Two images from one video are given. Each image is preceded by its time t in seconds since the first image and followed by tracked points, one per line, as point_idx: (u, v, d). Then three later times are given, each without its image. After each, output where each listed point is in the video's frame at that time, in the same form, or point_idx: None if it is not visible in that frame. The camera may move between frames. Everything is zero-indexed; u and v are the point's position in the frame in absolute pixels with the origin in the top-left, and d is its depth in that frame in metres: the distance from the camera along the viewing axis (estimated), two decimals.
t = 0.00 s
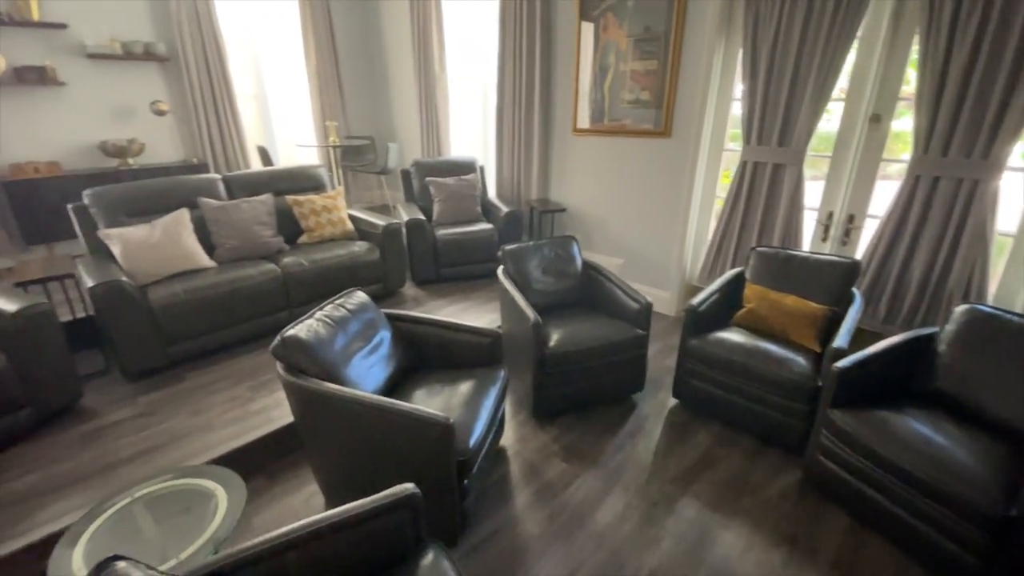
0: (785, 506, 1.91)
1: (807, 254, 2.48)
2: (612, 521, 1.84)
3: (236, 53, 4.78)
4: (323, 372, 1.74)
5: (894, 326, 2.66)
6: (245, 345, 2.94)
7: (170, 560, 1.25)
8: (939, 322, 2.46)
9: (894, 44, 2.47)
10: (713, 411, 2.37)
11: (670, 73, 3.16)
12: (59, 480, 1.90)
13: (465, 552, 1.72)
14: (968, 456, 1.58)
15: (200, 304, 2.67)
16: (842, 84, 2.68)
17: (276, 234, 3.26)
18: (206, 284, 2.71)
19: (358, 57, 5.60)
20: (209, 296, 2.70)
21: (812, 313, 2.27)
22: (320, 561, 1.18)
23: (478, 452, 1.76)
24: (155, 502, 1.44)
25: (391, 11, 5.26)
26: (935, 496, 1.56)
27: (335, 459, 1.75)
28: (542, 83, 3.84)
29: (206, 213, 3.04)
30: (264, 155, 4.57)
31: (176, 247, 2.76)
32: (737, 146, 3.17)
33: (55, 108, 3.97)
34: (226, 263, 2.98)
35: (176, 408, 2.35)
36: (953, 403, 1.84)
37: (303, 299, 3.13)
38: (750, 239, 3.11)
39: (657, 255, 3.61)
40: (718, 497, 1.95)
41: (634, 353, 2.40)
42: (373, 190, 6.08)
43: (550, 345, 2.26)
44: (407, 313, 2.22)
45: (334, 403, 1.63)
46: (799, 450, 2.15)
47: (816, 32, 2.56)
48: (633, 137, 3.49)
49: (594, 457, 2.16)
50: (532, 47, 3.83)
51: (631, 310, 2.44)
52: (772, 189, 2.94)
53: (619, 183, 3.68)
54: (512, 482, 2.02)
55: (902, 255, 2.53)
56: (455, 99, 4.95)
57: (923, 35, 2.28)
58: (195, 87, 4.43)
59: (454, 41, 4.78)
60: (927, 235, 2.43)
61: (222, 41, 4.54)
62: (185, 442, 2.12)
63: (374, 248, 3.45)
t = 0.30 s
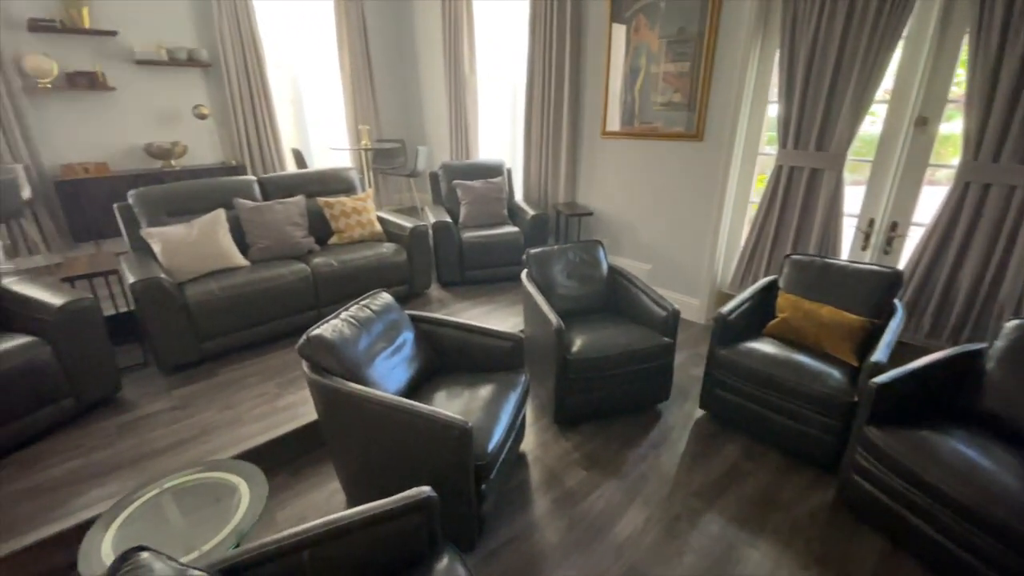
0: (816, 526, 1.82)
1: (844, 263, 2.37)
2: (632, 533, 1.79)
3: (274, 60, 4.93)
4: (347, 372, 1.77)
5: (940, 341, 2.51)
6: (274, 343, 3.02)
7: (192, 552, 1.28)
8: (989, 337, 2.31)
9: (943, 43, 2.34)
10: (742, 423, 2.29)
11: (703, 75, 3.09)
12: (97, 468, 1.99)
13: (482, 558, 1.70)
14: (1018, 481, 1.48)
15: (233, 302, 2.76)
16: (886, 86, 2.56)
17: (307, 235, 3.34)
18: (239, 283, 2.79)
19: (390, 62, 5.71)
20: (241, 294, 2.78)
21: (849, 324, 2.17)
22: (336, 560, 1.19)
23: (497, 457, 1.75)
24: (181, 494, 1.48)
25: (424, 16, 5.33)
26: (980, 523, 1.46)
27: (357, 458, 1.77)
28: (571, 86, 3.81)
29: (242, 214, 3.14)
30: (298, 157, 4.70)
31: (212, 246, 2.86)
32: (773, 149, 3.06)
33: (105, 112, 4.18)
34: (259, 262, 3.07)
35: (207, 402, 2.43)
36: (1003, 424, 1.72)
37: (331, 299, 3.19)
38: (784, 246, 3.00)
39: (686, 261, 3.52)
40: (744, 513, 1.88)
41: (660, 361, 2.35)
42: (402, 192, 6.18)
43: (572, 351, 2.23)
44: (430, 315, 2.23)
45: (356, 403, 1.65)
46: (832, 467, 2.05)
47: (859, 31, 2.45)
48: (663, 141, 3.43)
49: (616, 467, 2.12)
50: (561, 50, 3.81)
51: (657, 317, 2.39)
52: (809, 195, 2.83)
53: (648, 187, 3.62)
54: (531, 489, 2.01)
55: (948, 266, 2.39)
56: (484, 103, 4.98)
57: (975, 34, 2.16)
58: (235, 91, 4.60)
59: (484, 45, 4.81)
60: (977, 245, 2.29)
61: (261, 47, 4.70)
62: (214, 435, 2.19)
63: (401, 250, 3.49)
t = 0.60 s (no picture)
0: (853, 547, 1.74)
1: (889, 270, 2.27)
2: (657, 544, 1.76)
3: (313, 64, 5.08)
4: (374, 371, 1.79)
5: (992, 355, 2.37)
6: (307, 340, 3.10)
7: (223, 541, 1.32)
8: None
9: (1002, 39, 2.21)
10: (775, 435, 2.22)
11: (740, 75, 3.01)
12: (139, 456, 2.09)
13: (503, 562, 1.70)
14: None
15: (268, 300, 2.84)
16: (936, 85, 2.43)
17: (340, 236, 3.42)
18: (275, 281, 2.88)
19: (424, 65, 5.80)
20: (277, 292, 2.87)
21: (893, 336, 2.07)
22: (359, 557, 1.20)
23: (520, 460, 1.74)
24: (215, 484, 1.54)
25: (458, 20, 5.39)
26: None
27: (383, 456, 1.80)
28: (603, 88, 3.78)
29: (279, 214, 3.24)
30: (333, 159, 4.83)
31: (250, 245, 2.96)
32: (814, 151, 2.95)
33: (155, 115, 4.39)
34: (294, 261, 3.16)
35: (243, 396, 2.51)
36: None
37: (361, 298, 3.25)
38: (824, 252, 2.89)
39: (719, 267, 3.44)
40: (776, 530, 1.81)
41: (689, 369, 2.29)
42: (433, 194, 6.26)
43: (599, 356, 2.20)
44: (457, 317, 2.24)
45: (382, 402, 1.67)
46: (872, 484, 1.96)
47: (908, 28, 2.34)
48: (697, 143, 3.36)
49: (641, 475, 2.08)
50: (594, 51, 3.78)
51: (688, 324, 2.33)
52: (851, 199, 2.72)
53: (681, 190, 3.55)
54: (555, 494, 1.99)
55: (1004, 276, 2.25)
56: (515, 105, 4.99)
57: None
58: (275, 95, 4.76)
59: (516, 48, 4.82)
60: None
61: (300, 52, 4.85)
62: (247, 428, 2.26)
63: (430, 251, 3.53)
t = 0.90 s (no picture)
0: (892, 566, 1.67)
1: (934, 278, 2.16)
2: (683, 554, 1.72)
3: (347, 68, 5.19)
4: (401, 369, 1.82)
5: None
6: (337, 338, 3.16)
7: (254, 531, 1.36)
8: None
9: None
10: (809, 447, 2.14)
11: (778, 74, 2.93)
12: (177, 446, 2.17)
13: (525, 564, 1.69)
14: None
15: (301, 298, 2.92)
16: (988, 83, 2.31)
17: (371, 236, 3.48)
18: (307, 279, 2.95)
19: (454, 68, 5.87)
20: (309, 290, 2.94)
21: (938, 346, 1.97)
22: (384, 553, 1.22)
23: (544, 463, 1.73)
24: (247, 476, 1.59)
25: (489, 23, 5.43)
26: None
27: (408, 455, 1.82)
28: (634, 89, 3.74)
29: (313, 214, 3.32)
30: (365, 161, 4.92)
31: (285, 244, 3.04)
32: (855, 153, 2.85)
33: (198, 118, 4.57)
34: (326, 261, 3.23)
35: (275, 391, 2.59)
36: None
37: (390, 297, 3.30)
38: (864, 258, 2.78)
39: (754, 272, 3.35)
40: (808, 545, 1.75)
41: (719, 376, 2.24)
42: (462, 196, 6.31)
43: (626, 361, 2.18)
44: (483, 318, 2.25)
45: (409, 400, 1.69)
46: (913, 502, 1.87)
47: (959, 23, 2.23)
48: (731, 144, 3.28)
49: (668, 483, 2.04)
50: (625, 52, 3.75)
51: (719, 330, 2.28)
52: (894, 203, 2.61)
53: (713, 193, 3.47)
54: (579, 498, 1.97)
55: None
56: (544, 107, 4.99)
57: None
58: (311, 99, 4.89)
59: (547, 50, 4.82)
60: None
61: (336, 56, 4.97)
62: (278, 422, 2.32)
63: (457, 252, 3.56)
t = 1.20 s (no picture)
0: None
1: (982, 285, 2.06)
2: (709, 565, 1.68)
3: (379, 70, 5.28)
4: (427, 368, 1.83)
5: None
6: (364, 336, 3.22)
7: (283, 523, 1.39)
8: None
9: None
10: (844, 459, 2.06)
11: (816, 73, 2.84)
12: (212, 438, 2.24)
13: (548, 568, 1.68)
14: None
15: (331, 296, 2.98)
16: None
17: (399, 236, 3.53)
18: (337, 278, 3.01)
19: (483, 70, 5.90)
20: (338, 289, 3.00)
21: (985, 358, 1.88)
22: (407, 551, 1.23)
23: (568, 467, 1.72)
24: (277, 469, 1.63)
25: (519, 25, 5.44)
26: None
27: (432, 453, 1.83)
28: (665, 89, 3.68)
29: (343, 215, 3.39)
30: (394, 162, 5.00)
31: (317, 244, 3.11)
32: (897, 154, 2.74)
33: (236, 121, 4.72)
34: (355, 260, 3.29)
35: (304, 386, 2.65)
36: None
37: (417, 297, 3.34)
38: (906, 263, 2.67)
39: (787, 276, 3.25)
40: (842, 561, 1.68)
41: (750, 383, 2.18)
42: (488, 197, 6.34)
43: (653, 366, 2.14)
44: (508, 319, 2.25)
45: (434, 400, 1.70)
46: (956, 520, 1.78)
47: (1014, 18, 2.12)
48: (765, 145, 3.20)
49: (695, 491, 2.00)
50: (656, 51, 3.70)
51: (750, 336, 2.22)
52: (939, 207, 2.50)
53: (746, 195, 3.39)
54: (603, 503, 1.95)
55: None
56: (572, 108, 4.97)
57: None
58: (343, 101, 5.00)
59: (576, 50, 4.80)
60: None
61: (368, 60, 5.07)
62: (307, 418, 2.38)
63: (483, 253, 3.57)
